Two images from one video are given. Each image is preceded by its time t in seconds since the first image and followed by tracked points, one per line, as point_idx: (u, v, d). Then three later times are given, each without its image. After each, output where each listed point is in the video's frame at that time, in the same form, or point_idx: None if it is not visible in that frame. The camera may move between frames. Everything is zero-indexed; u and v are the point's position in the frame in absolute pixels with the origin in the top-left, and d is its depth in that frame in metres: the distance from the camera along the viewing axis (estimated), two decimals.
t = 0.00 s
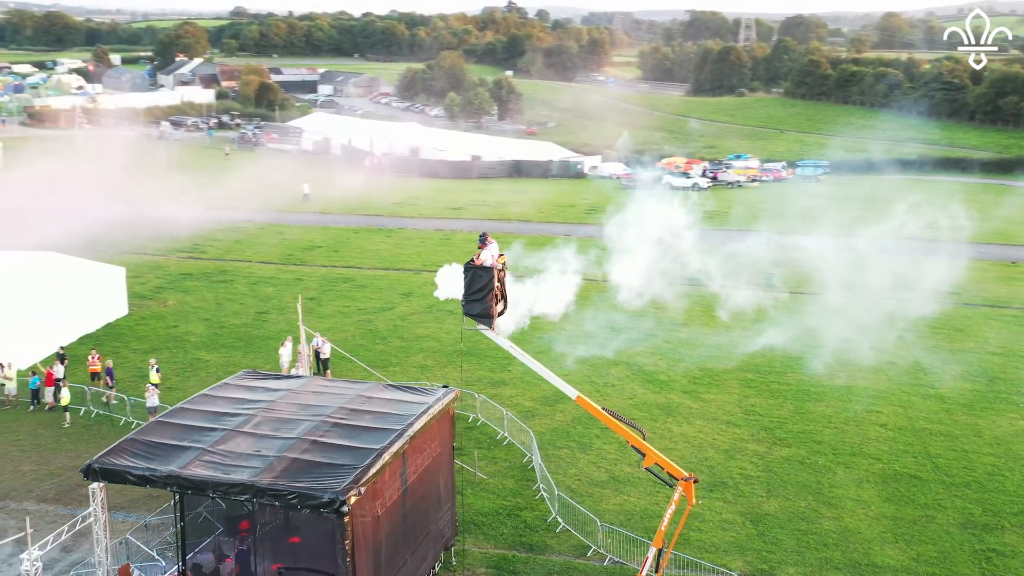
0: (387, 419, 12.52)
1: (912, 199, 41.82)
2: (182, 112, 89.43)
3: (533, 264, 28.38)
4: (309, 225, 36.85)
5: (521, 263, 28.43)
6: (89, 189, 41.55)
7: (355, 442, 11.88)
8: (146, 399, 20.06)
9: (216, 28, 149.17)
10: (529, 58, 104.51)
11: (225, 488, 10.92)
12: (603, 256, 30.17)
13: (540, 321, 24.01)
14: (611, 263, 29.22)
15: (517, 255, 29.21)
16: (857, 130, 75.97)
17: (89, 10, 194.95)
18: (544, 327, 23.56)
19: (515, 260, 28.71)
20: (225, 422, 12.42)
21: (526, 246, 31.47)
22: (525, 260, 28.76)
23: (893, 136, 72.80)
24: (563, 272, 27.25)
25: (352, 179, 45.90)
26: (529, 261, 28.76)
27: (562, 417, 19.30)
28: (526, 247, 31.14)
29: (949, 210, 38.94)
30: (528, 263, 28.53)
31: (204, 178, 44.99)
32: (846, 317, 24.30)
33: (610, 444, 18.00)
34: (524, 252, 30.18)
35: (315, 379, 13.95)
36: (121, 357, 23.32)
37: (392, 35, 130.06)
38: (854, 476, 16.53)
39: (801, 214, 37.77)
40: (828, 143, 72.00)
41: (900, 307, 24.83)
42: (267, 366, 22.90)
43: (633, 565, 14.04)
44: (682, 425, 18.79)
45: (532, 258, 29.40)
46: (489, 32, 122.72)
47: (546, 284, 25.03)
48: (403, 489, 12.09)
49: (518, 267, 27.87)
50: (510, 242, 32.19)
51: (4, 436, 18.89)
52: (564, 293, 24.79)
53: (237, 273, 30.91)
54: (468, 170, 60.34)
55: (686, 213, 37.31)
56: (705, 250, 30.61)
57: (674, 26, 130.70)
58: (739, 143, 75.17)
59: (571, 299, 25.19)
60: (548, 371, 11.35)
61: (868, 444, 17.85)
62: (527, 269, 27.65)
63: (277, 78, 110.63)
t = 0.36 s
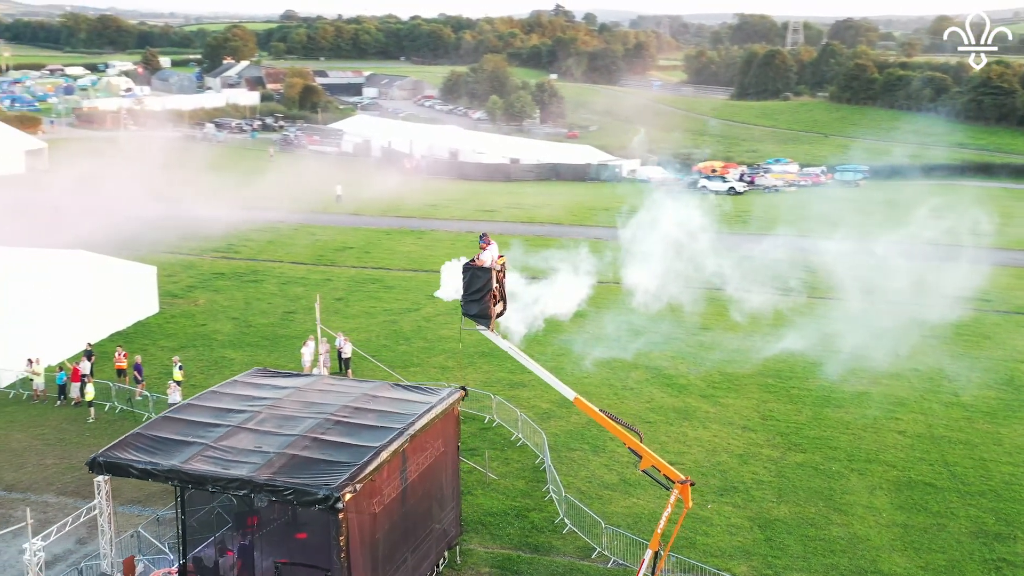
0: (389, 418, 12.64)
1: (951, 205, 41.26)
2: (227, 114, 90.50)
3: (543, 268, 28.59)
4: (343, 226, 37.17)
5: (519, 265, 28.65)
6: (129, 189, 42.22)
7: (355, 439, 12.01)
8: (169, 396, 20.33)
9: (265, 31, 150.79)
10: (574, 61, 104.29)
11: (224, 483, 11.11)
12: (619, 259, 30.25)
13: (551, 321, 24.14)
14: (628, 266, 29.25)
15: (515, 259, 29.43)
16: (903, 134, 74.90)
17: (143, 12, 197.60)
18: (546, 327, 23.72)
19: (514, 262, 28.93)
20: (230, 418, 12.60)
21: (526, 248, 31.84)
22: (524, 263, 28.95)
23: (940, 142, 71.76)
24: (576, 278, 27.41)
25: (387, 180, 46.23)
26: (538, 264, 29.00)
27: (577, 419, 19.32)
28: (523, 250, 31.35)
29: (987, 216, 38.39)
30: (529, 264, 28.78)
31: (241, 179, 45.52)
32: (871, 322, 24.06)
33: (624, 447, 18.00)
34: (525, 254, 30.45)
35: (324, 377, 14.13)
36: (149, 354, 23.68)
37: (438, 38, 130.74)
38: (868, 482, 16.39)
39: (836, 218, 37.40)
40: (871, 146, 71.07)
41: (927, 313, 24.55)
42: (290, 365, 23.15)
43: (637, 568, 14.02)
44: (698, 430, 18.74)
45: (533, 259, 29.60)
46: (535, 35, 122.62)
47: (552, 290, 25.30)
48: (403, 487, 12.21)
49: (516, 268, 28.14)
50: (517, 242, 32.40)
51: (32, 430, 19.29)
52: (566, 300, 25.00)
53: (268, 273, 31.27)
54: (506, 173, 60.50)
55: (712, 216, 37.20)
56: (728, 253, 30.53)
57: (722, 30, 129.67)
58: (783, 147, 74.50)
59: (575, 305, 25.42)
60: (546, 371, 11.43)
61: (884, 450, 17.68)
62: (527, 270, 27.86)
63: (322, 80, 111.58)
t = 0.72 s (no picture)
0: (391, 416, 12.76)
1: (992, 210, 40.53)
2: (271, 116, 91.51)
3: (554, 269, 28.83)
4: (374, 228, 37.44)
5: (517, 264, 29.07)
6: (168, 189, 42.89)
7: (355, 438, 12.14)
8: (189, 393, 20.59)
9: (314, 34, 152.14)
10: (618, 64, 103.94)
11: (223, 479, 11.27)
12: (636, 261, 30.35)
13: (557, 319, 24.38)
14: (644, 268, 29.33)
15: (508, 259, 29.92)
16: (950, 138, 73.43)
17: (197, 15, 200.06)
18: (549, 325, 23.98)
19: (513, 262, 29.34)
20: (235, 415, 12.79)
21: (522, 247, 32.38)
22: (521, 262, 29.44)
23: (987, 146, 70.37)
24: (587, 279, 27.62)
25: (422, 182, 46.50)
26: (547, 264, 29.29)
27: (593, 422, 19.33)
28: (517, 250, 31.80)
29: None
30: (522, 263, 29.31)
31: (278, 180, 46.02)
32: (896, 328, 23.78)
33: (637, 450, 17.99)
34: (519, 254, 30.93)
35: (332, 376, 14.28)
36: (176, 351, 24.06)
37: (484, 42, 130.48)
38: (881, 490, 16.21)
39: (871, 222, 36.93)
40: (917, 150, 70.03)
41: (956, 320, 24.19)
42: (313, 364, 23.41)
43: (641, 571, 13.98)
44: (713, 434, 18.67)
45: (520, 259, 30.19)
46: (581, 38, 122.25)
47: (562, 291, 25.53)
48: (403, 484, 12.31)
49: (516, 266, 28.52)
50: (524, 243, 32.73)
51: (57, 425, 19.69)
52: (576, 301, 25.21)
53: (299, 274, 31.60)
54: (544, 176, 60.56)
55: (743, 221, 36.99)
56: (753, 258, 30.43)
57: (771, 32, 128.18)
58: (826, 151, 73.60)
59: (587, 305, 25.65)
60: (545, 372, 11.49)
61: (901, 458, 17.48)
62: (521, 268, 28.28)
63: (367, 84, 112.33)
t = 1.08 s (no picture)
0: (393, 416, 12.87)
1: None
2: (315, 117, 92.29)
3: (567, 270, 29.13)
4: (407, 229, 37.63)
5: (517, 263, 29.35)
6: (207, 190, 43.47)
7: (355, 436, 12.26)
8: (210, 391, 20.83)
9: (362, 37, 152.87)
10: (664, 67, 102.76)
11: (222, 474, 11.42)
12: (660, 263, 30.31)
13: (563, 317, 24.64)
14: (670, 272, 29.21)
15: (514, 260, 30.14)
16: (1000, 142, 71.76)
17: (250, 18, 202.12)
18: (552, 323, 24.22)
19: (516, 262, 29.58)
20: (239, 412, 12.95)
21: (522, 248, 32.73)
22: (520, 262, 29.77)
23: None
24: (603, 282, 27.74)
25: (457, 185, 46.68)
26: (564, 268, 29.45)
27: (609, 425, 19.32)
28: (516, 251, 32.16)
29: None
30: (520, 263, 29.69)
31: (313, 181, 46.46)
32: (921, 334, 23.51)
33: (650, 454, 17.95)
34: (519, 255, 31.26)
35: (340, 374, 14.41)
36: (202, 349, 24.40)
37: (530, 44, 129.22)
38: (894, 498, 16.03)
39: (908, 226, 36.39)
40: (969, 152, 68.50)
41: (984, 328, 23.81)
42: (335, 363, 23.61)
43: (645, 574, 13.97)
44: (728, 439, 18.55)
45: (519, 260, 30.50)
46: (628, 40, 121.50)
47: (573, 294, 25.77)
48: (402, 484, 12.40)
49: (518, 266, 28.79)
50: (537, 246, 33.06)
51: (81, 419, 20.08)
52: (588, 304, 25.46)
53: (329, 274, 31.86)
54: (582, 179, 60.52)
55: (777, 225, 36.70)
56: (780, 262, 30.27)
57: (822, 35, 126.22)
58: (871, 155, 72.52)
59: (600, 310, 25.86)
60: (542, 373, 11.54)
61: (918, 466, 17.27)
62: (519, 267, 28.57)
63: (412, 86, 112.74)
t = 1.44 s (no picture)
0: (395, 415, 12.96)
1: None
2: (359, 119, 92.89)
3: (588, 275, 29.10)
4: (441, 231, 37.69)
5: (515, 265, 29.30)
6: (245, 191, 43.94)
7: (355, 434, 12.36)
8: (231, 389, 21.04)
9: (411, 39, 153.18)
10: (710, 70, 100.03)
11: (221, 470, 11.58)
12: (690, 267, 30.17)
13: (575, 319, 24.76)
14: (700, 276, 29.02)
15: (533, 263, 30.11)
16: None
17: (303, 21, 203.78)
18: (565, 326, 24.35)
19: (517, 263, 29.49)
20: (244, 409, 13.10)
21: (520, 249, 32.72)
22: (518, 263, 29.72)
23: None
24: (623, 287, 27.75)
25: (493, 186, 46.78)
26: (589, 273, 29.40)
27: (625, 428, 19.26)
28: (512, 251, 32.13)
29: None
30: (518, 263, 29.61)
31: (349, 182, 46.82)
32: (950, 341, 23.18)
33: (665, 458, 17.85)
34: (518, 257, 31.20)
35: (348, 373, 14.51)
36: (229, 347, 24.71)
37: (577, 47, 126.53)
38: (909, 506, 15.82)
39: (949, 232, 35.78)
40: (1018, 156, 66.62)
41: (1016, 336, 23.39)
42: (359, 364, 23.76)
43: None
44: (745, 444, 18.41)
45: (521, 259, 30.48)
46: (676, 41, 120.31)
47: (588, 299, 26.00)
48: (401, 482, 12.49)
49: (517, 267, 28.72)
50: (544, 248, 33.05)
51: (105, 415, 20.44)
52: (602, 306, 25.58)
53: (360, 274, 32.05)
54: (621, 182, 60.31)
55: (812, 229, 36.28)
56: (810, 267, 30.00)
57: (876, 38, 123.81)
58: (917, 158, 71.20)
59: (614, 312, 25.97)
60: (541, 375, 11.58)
61: (936, 474, 17.02)
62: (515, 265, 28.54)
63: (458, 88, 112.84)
